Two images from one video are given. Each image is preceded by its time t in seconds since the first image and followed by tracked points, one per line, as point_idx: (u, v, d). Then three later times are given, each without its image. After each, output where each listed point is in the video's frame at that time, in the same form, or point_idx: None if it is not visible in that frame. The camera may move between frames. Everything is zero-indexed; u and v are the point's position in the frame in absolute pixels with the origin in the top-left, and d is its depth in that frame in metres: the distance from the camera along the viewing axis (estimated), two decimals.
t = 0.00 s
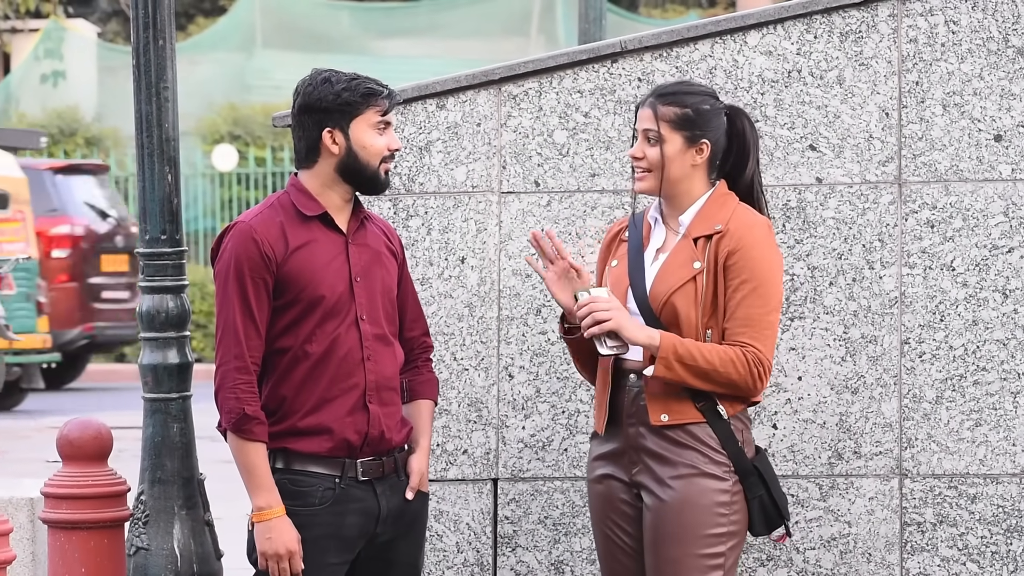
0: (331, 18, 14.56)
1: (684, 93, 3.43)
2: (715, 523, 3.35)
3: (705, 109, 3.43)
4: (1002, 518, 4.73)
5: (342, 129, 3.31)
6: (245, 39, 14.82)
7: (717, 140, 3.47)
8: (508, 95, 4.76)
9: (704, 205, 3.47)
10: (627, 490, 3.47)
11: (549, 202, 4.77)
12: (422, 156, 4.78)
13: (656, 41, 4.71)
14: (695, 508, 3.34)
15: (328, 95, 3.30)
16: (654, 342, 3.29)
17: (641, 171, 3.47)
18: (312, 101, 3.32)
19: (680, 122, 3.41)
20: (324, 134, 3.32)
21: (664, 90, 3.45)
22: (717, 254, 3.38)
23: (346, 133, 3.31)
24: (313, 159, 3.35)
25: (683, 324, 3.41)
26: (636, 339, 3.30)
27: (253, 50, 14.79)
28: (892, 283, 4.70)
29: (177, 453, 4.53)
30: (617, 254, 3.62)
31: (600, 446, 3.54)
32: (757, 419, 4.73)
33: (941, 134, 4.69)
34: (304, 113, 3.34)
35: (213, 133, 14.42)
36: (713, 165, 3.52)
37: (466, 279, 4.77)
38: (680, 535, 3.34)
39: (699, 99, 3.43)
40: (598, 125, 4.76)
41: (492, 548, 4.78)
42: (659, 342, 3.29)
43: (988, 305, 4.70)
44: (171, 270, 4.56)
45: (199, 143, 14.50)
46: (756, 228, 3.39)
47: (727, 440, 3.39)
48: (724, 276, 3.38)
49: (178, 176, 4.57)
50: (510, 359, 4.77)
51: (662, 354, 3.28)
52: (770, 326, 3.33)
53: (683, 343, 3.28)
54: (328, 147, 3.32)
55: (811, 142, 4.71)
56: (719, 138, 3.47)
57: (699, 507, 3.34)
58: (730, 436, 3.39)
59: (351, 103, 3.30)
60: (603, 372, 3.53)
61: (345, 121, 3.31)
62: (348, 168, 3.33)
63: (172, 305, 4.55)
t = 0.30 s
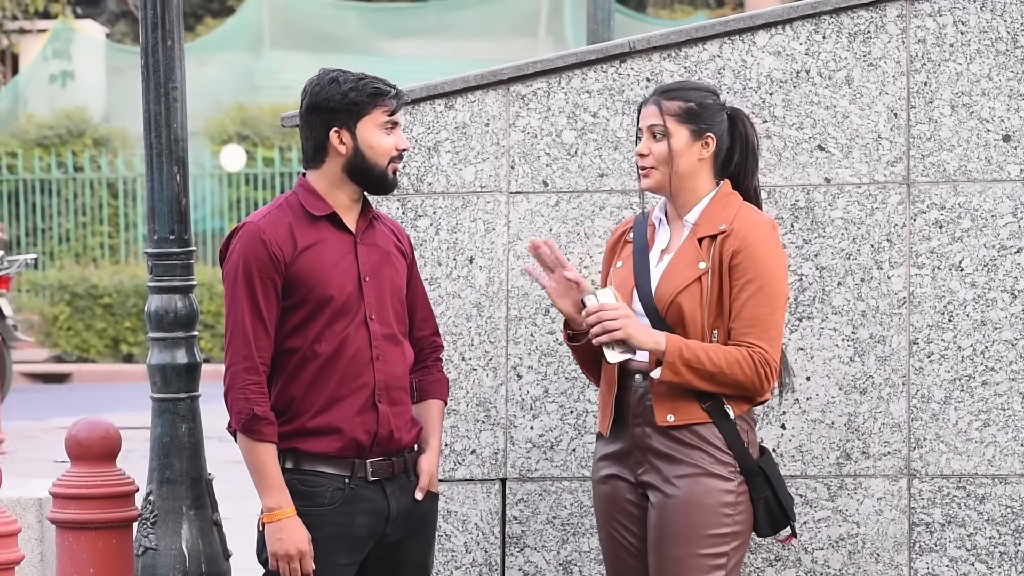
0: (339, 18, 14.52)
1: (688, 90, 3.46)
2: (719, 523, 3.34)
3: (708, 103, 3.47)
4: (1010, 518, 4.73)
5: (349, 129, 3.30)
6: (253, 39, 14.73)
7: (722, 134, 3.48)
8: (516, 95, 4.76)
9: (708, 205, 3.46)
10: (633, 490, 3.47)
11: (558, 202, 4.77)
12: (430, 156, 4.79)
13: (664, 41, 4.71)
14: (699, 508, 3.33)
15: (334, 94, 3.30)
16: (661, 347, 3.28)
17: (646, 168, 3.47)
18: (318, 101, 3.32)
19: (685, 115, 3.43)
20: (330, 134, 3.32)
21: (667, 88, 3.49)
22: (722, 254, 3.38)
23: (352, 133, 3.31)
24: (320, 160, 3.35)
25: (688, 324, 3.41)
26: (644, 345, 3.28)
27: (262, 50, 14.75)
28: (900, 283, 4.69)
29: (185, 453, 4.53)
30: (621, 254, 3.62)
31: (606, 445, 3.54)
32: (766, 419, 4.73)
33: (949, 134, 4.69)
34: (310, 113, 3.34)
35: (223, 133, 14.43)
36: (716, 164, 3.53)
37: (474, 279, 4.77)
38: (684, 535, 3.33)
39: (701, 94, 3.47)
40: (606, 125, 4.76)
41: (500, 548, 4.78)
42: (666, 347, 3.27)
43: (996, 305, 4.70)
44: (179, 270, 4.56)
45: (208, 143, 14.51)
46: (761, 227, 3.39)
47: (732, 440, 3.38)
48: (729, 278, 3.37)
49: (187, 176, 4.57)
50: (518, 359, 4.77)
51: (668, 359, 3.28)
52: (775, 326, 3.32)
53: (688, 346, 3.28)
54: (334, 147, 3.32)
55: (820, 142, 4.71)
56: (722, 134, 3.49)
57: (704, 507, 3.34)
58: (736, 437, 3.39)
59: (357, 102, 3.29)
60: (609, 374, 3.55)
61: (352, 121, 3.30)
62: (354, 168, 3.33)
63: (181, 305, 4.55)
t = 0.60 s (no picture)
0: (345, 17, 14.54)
1: (708, 99, 3.42)
2: (724, 523, 3.34)
3: (726, 117, 3.43)
4: (1016, 518, 4.72)
5: (356, 129, 3.31)
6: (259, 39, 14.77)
7: (733, 148, 3.46)
8: (522, 94, 4.76)
9: (712, 204, 3.47)
10: (637, 490, 3.46)
11: (563, 201, 4.76)
12: (436, 155, 4.79)
13: (670, 41, 4.71)
14: (705, 507, 3.33)
15: (342, 94, 3.30)
16: (650, 353, 3.31)
17: (652, 167, 3.49)
18: (327, 101, 3.32)
19: (699, 126, 3.41)
20: (337, 134, 3.32)
21: (689, 90, 3.44)
22: (727, 250, 3.38)
23: (359, 134, 3.31)
24: (326, 159, 3.35)
25: (692, 322, 3.40)
26: (633, 353, 3.31)
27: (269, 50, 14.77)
28: (906, 283, 4.69)
29: (191, 451, 4.53)
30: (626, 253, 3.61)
31: (609, 446, 3.54)
32: (771, 419, 4.72)
33: (956, 133, 4.68)
34: (317, 112, 3.34)
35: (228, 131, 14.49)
36: (726, 168, 3.52)
37: (480, 278, 4.77)
38: (689, 534, 3.33)
39: (721, 105, 3.43)
40: (612, 124, 4.76)
41: (505, 547, 4.78)
42: (654, 351, 3.30)
43: (1002, 305, 4.69)
44: (186, 268, 4.56)
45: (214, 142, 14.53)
46: (765, 226, 3.39)
47: (736, 438, 3.38)
48: (732, 273, 3.37)
49: (193, 175, 4.58)
50: (523, 358, 4.77)
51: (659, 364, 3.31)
52: (777, 326, 3.31)
53: (680, 350, 3.29)
54: (340, 147, 3.33)
55: (826, 141, 4.71)
56: (735, 145, 3.48)
57: (710, 507, 3.34)
58: (740, 435, 3.38)
59: (365, 103, 3.29)
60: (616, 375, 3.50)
61: (359, 120, 3.30)
62: (360, 167, 3.32)
63: (186, 304, 4.55)
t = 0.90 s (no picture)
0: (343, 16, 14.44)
1: (714, 95, 3.43)
2: (721, 523, 3.34)
3: (733, 112, 3.44)
4: (1014, 516, 4.72)
5: (354, 132, 3.30)
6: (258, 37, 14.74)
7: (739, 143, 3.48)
8: (519, 92, 4.76)
9: (715, 205, 3.47)
10: (633, 490, 3.46)
11: (561, 200, 4.76)
12: (433, 154, 4.79)
13: (667, 40, 4.70)
14: (702, 507, 3.33)
15: (342, 95, 3.29)
16: (652, 356, 3.30)
17: (662, 168, 3.46)
18: (328, 101, 3.30)
19: (708, 124, 3.41)
20: (334, 135, 3.32)
21: (695, 88, 3.44)
22: (728, 254, 3.38)
23: (357, 137, 3.30)
24: (324, 159, 3.35)
25: (691, 324, 3.40)
26: (634, 354, 3.29)
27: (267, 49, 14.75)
28: (904, 282, 4.69)
29: (188, 451, 4.53)
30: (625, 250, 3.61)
31: (604, 446, 3.54)
32: (768, 417, 4.73)
33: (954, 132, 4.68)
34: (317, 111, 3.33)
35: (225, 129, 14.52)
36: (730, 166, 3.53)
37: (478, 277, 4.77)
38: (686, 534, 3.33)
39: (727, 102, 3.44)
40: (609, 123, 4.76)
41: (503, 546, 4.79)
42: (657, 355, 3.29)
43: (1000, 303, 4.69)
44: (183, 267, 4.56)
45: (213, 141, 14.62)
46: (768, 230, 3.38)
47: (733, 439, 3.38)
48: (734, 277, 3.37)
49: (190, 174, 4.58)
50: (521, 357, 4.77)
51: (660, 367, 3.30)
52: (777, 331, 3.32)
53: (682, 353, 3.29)
54: (337, 148, 3.32)
55: (824, 139, 4.70)
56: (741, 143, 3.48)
57: (707, 507, 3.34)
58: (737, 435, 3.39)
59: (364, 107, 3.28)
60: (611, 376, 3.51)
61: (358, 123, 3.30)
62: (357, 169, 3.32)
63: (184, 304, 4.55)
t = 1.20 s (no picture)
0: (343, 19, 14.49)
1: (708, 94, 3.44)
2: (722, 524, 3.34)
3: (727, 111, 3.45)
4: (1015, 517, 4.72)
5: (356, 134, 3.30)
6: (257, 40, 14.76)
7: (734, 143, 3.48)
8: (520, 95, 4.76)
9: (713, 206, 3.47)
10: (637, 492, 3.46)
11: (561, 202, 4.77)
12: (434, 157, 4.79)
13: (667, 41, 4.70)
14: (704, 508, 3.33)
15: (345, 97, 3.30)
16: (657, 359, 3.28)
17: (657, 168, 3.47)
18: (330, 103, 3.31)
19: (701, 123, 3.42)
20: (337, 136, 3.32)
21: (687, 88, 3.46)
22: (727, 254, 3.38)
23: (358, 139, 3.30)
24: (325, 161, 3.35)
25: (691, 326, 3.40)
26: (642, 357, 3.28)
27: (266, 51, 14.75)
28: (905, 282, 4.69)
29: (190, 454, 4.54)
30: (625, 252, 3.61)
31: (607, 447, 3.54)
32: (770, 419, 4.73)
33: (953, 133, 4.68)
34: (320, 113, 3.34)
35: (225, 133, 14.44)
36: (726, 164, 3.53)
37: (478, 279, 4.77)
38: (689, 535, 3.33)
39: (721, 101, 3.45)
40: (610, 125, 4.76)
41: (505, 548, 4.79)
42: (662, 357, 3.28)
43: (1001, 304, 4.69)
44: (184, 271, 4.56)
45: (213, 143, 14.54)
46: (767, 229, 3.38)
47: (736, 440, 3.39)
48: (732, 278, 3.37)
49: (191, 177, 4.58)
50: (522, 359, 4.77)
51: (666, 369, 3.29)
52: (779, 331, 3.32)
53: (686, 354, 3.28)
54: (339, 150, 3.32)
55: (824, 141, 4.71)
56: (736, 142, 3.48)
57: (709, 508, 3.34)
58: (741, 436, 3.40)
59: (366, 109, 3.28)
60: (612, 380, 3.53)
61: (360, 125, 3.30)
62: (359, 171, 3.32)
63: (185, 307, 4.55)
